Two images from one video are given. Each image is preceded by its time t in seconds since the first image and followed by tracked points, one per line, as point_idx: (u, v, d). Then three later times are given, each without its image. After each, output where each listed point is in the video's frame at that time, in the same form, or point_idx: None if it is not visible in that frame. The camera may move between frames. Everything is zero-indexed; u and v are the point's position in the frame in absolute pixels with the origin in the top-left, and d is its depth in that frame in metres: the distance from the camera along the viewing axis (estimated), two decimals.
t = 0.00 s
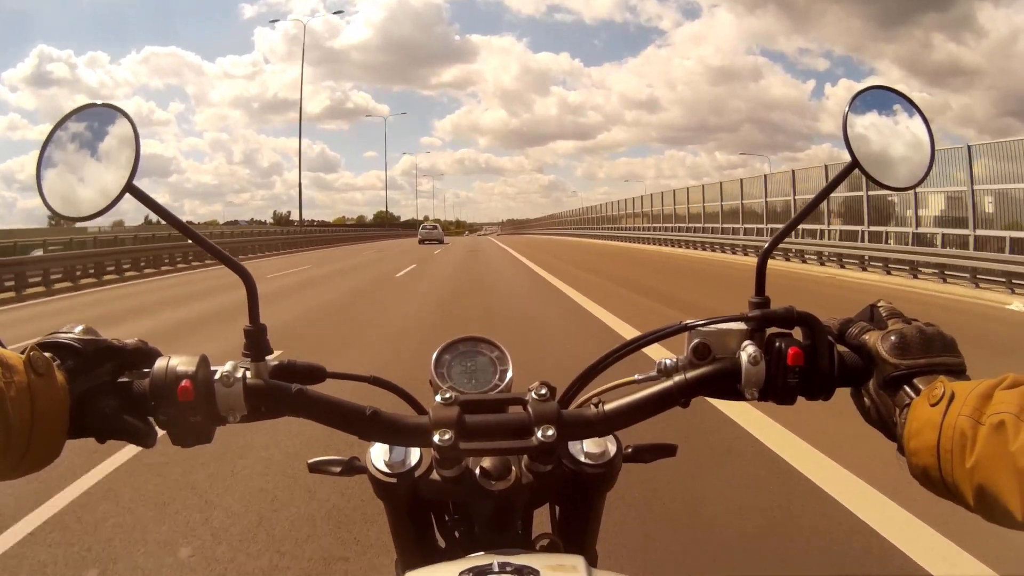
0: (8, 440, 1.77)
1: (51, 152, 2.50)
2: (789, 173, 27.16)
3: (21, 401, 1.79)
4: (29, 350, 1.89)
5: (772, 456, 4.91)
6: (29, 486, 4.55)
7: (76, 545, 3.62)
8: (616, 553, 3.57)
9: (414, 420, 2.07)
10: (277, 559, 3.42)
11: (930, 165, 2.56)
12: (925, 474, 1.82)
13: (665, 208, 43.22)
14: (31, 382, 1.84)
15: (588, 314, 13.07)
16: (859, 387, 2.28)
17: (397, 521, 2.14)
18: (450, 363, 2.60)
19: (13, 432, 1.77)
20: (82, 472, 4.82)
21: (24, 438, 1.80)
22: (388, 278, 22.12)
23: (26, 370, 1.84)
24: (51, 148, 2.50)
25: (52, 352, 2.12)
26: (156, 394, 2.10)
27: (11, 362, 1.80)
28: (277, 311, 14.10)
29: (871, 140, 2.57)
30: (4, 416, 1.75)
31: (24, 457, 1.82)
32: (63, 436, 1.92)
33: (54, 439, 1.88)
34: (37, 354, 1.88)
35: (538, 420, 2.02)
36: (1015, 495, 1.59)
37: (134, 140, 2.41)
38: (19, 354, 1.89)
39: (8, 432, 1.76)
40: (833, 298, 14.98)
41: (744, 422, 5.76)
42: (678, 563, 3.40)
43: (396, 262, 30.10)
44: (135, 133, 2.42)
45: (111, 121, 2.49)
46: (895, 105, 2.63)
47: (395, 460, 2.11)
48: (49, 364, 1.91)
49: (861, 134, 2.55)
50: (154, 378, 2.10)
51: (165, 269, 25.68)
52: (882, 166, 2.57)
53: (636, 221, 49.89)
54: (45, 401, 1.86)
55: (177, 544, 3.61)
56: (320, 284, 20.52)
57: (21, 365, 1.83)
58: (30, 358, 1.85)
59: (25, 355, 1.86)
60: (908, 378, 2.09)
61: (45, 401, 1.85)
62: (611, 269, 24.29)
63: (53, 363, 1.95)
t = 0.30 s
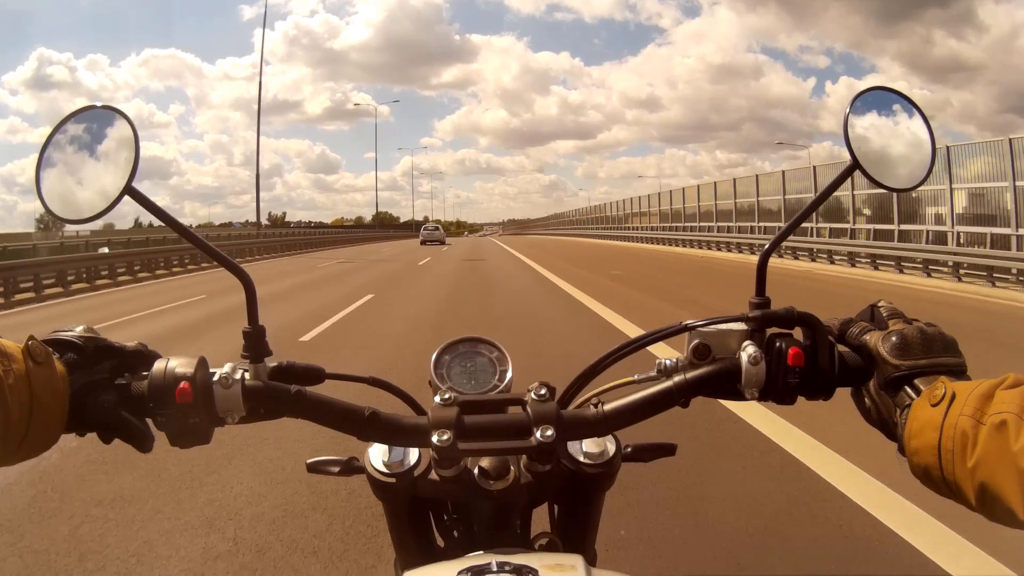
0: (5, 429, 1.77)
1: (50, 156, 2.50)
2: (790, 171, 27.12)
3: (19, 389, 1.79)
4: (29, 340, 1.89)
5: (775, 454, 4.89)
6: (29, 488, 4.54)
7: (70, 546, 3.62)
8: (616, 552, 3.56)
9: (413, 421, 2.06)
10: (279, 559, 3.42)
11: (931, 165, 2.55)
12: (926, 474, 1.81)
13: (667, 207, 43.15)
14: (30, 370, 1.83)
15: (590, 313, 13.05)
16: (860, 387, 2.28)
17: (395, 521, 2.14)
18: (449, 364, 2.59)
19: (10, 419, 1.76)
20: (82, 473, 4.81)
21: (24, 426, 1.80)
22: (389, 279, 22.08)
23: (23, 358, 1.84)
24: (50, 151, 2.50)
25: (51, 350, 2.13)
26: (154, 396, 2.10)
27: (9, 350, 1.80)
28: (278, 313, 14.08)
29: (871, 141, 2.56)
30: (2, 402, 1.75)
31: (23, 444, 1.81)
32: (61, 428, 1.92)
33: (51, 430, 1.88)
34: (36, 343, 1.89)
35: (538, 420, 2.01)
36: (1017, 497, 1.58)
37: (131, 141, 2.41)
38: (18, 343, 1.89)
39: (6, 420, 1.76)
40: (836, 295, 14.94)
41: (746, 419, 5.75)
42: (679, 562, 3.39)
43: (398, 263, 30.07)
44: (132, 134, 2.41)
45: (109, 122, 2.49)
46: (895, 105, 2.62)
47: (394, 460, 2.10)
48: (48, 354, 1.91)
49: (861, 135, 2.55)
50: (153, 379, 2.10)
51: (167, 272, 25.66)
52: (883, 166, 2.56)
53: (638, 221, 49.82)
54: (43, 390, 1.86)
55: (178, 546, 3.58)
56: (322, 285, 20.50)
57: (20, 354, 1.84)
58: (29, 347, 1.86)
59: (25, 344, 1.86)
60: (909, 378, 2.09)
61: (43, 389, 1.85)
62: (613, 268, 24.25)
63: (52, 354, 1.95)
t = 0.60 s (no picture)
0: (10, 414, 1.77)
1: (53, 165, 2.52)
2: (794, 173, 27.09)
3: (25, 372, 1.80)
4: (37, 326, 1.91)
5: (779, 456, 4.88)
6: (36, 492, 4.55)
7: (67, 547, 3.64)
8: (620, 553, 3.55)
9: (415, 423, 2.07)
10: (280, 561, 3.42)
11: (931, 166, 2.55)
12: (929, 475, 1.81)
13: (670, 210, 43.12)
14: (36, 354, 1.85)
15: (594, 316, 13.04)
16: (862, 387, 2.27)
17: (398, 523, 2.14)
18: (451, 367, 2.60)
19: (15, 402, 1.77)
20: (88, 476, 4.83)
21: (29, 411, 1.81)
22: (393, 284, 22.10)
23: (30, 342, 1.85)
24: (53, 160, 2.52)
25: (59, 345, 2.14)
26: (158, 397, 2.10)
27: (16, 333, 1.81)
28: (283, 319, 14.10)
29: (871, 142, 2.57)
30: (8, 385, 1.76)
31: (28, 430, 1.82)
32: (65, 418, 1.92)
33: (55, 418, 1.88)
34: (43, 329, 1.90)
35: (539, 422, 2.01)
36: (1020, 496, 1.57)
37: (132, 149, 2.42)
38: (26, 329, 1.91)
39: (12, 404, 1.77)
40: (840, 296, 14.90)
41: (750, 422, 5.74)
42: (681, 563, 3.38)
43: (402, 268, 30.10)
44: (134, 142, 2.42)
45: (110, 130, 2.50)
46: (895, 106, 2.62)
47: (397, 463, 2.10)
48: (55, 341, 1.93)
49: (861, 135, 2.56)
50: (156, 381, 2.10)
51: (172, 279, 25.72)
52: (883, 167, 2.57)
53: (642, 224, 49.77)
54: (49, 375, 1.86)
55: (181, 549, 3.58)
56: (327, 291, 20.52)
57: (26, 338, 1.85)
58: (36, 331, 1.87)
59: (32, 329, 1.88)
60: (911, 378, 2.08)
61: (50, 375, 1.86)
62: (617, 271, 24.24)
63: (58, 342, 1.97)
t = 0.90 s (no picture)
0: (11, 406, 1.79)
1: (52, 166, 2.52)
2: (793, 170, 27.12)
3: (24, 364, 1.82)
4: (36, 318, 1.92)
5: (777, 450, 4.91)
6: (38, 489, 4.57)
7: (70, 545, 3.66)
8: (618, 548, 3.58)
9: (414, 420, 2.08)
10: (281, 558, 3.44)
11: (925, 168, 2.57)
12: (922, 470, 1.83)
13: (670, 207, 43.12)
14: (35, 346, 1.86)
15: (594, 313, 13.07)
16: (857, 385, 2.29)
17: (398, 519, 2.16)
18: (450, 364, 2.62)
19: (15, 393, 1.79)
20: (89, 474, 4.85)
21: (29, 405, 1.83)
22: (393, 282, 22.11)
23: (29, 334, 1.86)
24: (52, 162, 2.52)
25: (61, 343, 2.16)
26: (159, 397, 2.12)
27: (14, 326, 1.83)
28: (283, 317, 14.12)
29: (867, 143, 2.58)
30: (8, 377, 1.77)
31: (29, 423, 1.84)
32: (65, 412, 1.94)
33: (55, 412, 1.90)
34: (42, 321, 1.92)
35: (537, 420, 2.03)
36: (1012, 491, 1.60)
37: (133, 150, 2.43)
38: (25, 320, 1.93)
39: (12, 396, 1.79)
40: (840, 293, 14.92)
41: (748, 417, 5.76)
42: (680, 559, 3.41)
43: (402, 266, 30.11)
44: (134, 142, 2.44)
45: (109, 131, 2.51)
46: (891, 106, 2.63)
47: (397, 460, 2.12)
48: (54, 334, 1.94)
49: (857, 136, 2.56)
50: (157, 380, 2.12)
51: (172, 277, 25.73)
52: (877, 168, 2.59)
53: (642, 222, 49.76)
54: (48, 368, 1.88)
55: (182, 546, 3.60)
56: (326, 289, 20.53)
57: (25, 330, 1.87)
58: (34, 323, 1.88)
59: (31, 321, 1.89)
60: (905, 374, 2.10)
61: (49, 367, 1.88)
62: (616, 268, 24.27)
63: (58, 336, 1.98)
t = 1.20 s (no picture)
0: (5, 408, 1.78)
1: (48, 165, 2.51)
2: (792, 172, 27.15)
3: (18, 366, 1.81)
4: (29, 321, 1.91)
5: (774, 451, 4.91)
6: (35, 492, 4.56)
7: (68, 548, 3.63)
8: (616, 550, 3.58)
9: (413, 423, 2.08)
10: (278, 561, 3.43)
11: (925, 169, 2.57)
12: (924, 474, 1.83)
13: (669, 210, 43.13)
14: (28, 349, 1.85)
15: (594, 315, 13.06)
16: (856, 389, 2.30)
17: (395, 522, 2.16)
18: (448, 368, 2.61)
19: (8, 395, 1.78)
20: (87, 476, 4.83)
21: (24, 407, 1.82)
22: (391, 285, 22.10)
23: (22, 337, 1.85)
24: (48, 160, 2.50)
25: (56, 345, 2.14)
26: (155, 398, 2.11)
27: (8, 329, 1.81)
28: (282, 320, 14.11)
29: (866, 146, 2.58)
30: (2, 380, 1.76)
31: (23, 426, 1.83)
32: (58, 415, 1.92)
33: (48, 414, 1.89)
34: (34, 323, 1.90)
35: (536, 424, 2.03)
36: (1013, 496, 1.60)
37: (131, 149, 2.44)
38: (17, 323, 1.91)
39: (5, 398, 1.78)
40: (839, 295, 14.93)
41: (746, 417, 5.76)
42: (678, 560, 3.40)
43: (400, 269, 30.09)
44: (133, 142, 2.44)
45: (107, 130, 2.51)
46: (889, 109, 2.64)
47: (395, 463, 2.12)
48: (47, 337, 1.93)
49: (856, 140, 2.57)
50: (154, 381, 2.11)
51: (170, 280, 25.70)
52: (878, 170, 2.59)
53: (641, 224, 49.75)
54: (41, 371, 1.87)
55: (181, 549, 3.58)
56: (325, 292, 20.52)
57: (18, 333, 1.85)
58: (27, 326, 1.87)
59: (23, 323, 1.88)
60: (905, 379, 2.10)
61: (43, 370, 1.87)
62: (615, 270, 24.28)
63: (51, 339, 1.97)
